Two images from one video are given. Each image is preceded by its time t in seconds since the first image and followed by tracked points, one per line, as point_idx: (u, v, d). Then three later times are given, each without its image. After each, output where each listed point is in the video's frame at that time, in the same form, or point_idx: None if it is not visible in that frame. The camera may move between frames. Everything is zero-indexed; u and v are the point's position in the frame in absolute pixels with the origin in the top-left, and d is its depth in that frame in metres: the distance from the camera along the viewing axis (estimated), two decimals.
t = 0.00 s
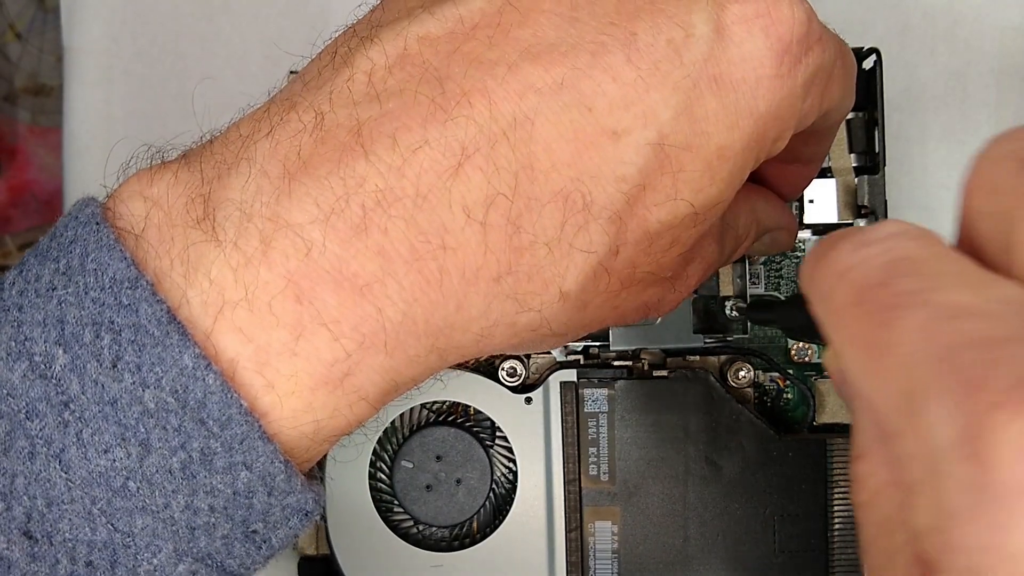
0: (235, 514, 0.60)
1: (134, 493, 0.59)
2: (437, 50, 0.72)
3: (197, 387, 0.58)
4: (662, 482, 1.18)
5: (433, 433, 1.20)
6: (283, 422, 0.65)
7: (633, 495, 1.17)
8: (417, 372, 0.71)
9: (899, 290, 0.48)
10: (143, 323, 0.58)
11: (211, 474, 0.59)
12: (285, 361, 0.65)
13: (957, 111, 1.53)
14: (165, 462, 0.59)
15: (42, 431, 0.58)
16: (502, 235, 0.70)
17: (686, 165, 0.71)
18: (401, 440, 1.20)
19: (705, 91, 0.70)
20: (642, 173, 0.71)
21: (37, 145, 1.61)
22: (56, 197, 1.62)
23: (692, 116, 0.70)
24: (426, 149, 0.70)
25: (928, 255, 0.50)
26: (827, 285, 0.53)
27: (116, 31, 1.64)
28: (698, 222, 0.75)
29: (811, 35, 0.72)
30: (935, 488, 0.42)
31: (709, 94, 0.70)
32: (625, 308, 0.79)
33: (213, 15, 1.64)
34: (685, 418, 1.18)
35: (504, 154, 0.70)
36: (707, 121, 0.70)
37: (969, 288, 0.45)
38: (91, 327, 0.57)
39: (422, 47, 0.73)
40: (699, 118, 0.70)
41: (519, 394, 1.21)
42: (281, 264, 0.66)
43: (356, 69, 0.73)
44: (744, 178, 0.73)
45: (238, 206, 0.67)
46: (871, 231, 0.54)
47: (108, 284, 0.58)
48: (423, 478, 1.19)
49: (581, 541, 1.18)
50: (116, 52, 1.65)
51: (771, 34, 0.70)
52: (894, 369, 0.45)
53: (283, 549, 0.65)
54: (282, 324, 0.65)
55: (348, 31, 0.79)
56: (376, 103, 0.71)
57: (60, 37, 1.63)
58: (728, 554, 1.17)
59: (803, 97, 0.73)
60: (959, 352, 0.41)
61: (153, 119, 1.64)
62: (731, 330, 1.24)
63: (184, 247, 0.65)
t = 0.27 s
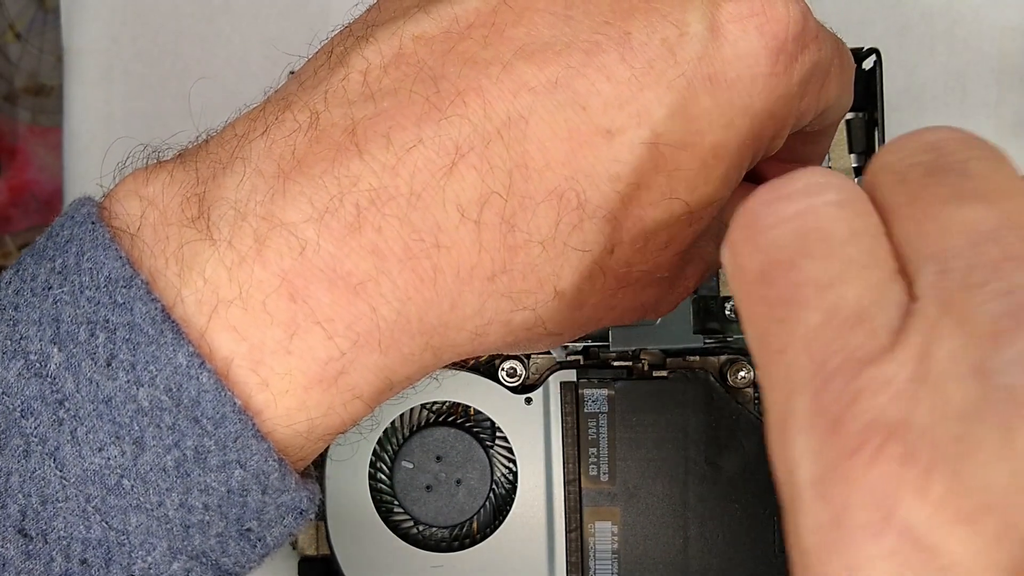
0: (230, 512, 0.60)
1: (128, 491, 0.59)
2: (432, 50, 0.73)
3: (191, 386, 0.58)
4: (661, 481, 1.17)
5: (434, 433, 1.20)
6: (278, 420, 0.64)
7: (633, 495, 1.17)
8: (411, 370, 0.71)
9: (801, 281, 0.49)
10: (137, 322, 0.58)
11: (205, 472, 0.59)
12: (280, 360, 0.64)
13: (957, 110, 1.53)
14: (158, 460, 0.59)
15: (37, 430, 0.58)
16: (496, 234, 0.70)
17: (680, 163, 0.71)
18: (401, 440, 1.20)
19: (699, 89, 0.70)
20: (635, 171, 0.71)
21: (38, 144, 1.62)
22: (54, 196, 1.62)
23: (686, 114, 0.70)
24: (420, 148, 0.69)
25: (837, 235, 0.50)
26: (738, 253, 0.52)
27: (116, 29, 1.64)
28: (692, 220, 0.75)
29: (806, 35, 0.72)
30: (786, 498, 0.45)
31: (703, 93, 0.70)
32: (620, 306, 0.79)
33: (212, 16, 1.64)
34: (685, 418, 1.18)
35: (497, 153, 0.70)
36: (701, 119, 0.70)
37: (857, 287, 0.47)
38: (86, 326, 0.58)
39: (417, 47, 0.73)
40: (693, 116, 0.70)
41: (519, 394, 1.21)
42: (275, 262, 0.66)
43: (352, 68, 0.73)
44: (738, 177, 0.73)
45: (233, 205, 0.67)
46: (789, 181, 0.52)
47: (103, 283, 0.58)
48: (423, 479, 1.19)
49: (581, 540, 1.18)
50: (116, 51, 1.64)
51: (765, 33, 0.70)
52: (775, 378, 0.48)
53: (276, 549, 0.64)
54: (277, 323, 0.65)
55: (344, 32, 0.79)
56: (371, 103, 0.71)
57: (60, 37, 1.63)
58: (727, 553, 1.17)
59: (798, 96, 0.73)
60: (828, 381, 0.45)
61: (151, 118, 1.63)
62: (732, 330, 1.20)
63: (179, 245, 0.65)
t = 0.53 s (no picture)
0: (223, 526, 0.60)
1: (123, 506, 0.59)
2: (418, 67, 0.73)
3: (183, 402, 0.59)
4: (662, 481, 1.18)
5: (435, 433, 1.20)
6: (268, 436, 0.64)
7: (633, 494, 1.17)
8: (402, 385, 0.71)
9: (830, 244, 0.50)
10: (130, 340, 0.58)
11: (198, 487, 0.59)
12: (270, 375, 0.65)
13: (956, 112, 1.53)
14: (152, 476, 0.59)
15: (33, 447, 0.58)
16: (483, 248, 0.70)
17: (666, 174, 0.71)
18: (401, 440, 1.20)
19: (683, 99, 0.69)
20: (621, 183, 0.71)
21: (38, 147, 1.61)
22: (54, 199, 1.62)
23: (670, 125, 0.70)
24: (405, 163, 0.69)
25: (873, 211, 0.51)
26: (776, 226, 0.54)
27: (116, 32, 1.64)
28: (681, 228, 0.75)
29: (790, 41, 0.71)
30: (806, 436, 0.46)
31: (687, 103, 0.69)
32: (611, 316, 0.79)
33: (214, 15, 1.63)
34: (685, 418, 1.18)
35: (481, 168, 0.70)
36: (686, 129, 0.70)
37: (880, 246, 0.48)
38: (80, 345, 0.58)
39: (402, 64, 0.73)
40: (677, 126, 0.70)
41: (519, 394, 1.21)
42: (263, 279, 0.66)
43: (339, 86, 0.73)
44: (725, 187, 0.73)
45: (223, 225, 0.67)
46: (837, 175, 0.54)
47: (97, 303, 0.59)
48: (422, 480, 1.19)
49: (581, 540, 1.18)
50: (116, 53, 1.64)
51: (747, 40, 0.70)
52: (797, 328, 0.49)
53: (271, 561, 0.65)
54: (267, 339, 0.65)
55: (331, 49, 0.79)
56: (357, 121, 0.71)
57: (60, 38, 1.62)
58: (727, 554, 1.17)
59: (785, 102, 0.73)
60: (839, 317, 0.46)
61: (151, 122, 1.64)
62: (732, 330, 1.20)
63: (169, 265, 0.66)
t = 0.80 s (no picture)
0: (213, 532, 0.61)
1: (111, 513, 0.59)
2: (405, 72, 0.72)
3: (171, 408, 0.59)
4: (662, 481, 1.17)
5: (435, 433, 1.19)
6: (258, 441, 0.64)
7: (633, 494, 1.17)
8: (391, 388, 0.71)
9: (829, 261, 0.47)
10: (117, 346, 0.58)
11: (187, 493, 0.59)
12: (259, 382, 0.64)
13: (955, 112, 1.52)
14: (141, 483, 0.59)
15: (20, 455, 0.57)
16: (472, 251, 0.70)
17: (655, 176, 0.71)
18: (401, 440, 1.20)
19: (672, 102, 0.69)
20: (610, 186, 0.71)
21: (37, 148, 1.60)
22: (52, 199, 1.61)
23: (659, 128, 0.69)
24: (394, 167, 0.69)
25: (864, 218, 0.49)
26: (766, 241, 0.52)
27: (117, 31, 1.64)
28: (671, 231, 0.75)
29: (781, 42, 0.71)
30: (847, 474, 0.42)
31: (677, 105, 0.69)
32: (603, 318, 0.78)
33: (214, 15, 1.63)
34: (685, 418, 1.18)
35: (470, 171, 0.70)
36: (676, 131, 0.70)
37: (890, 261, 0.45)
38: (68, 352, 0.58)
39: (391, 68, 0.73)
40: (667, 128, 0.69)
41: (520, 394, 1.21)
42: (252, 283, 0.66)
43: (328, 91, 0.73)
44: (715, 188, 0.73)
45: (211, 229, 0.67)
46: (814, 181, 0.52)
47: (84, 309, 0.59)
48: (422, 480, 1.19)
49: (581, 540, 1.18)
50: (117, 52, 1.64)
51: (737, 41, 0.69)
52: (814, 358, 0.45)
53: (263, 566, 0.65)
54: (255, 344, 0.65)
55: (321, 54, 0.79)
56: (345, 124, 0.71)
57: (60, 37, 1.62)
58: (728, 553, 1.17)
59: (776, 103, 0.72)
60: (868, 343, 0.42)
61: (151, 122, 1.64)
62: (732, 330, 1.20)
63: (157, 271, 0.65)
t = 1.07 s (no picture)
0: (175, 547, 0.65)
1: (72, 531, 0.64)
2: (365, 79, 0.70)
3: (129, 426, 0.64)
4: (662, 481, 1.17)
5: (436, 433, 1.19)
6: (216, 458, 0.66)
7: (633, 494, 1.17)
8: (353, 401, 0.71)
9: (875, 223, 0.52)
10: (78, 368, 0.64)
11: (146, 509, 0.64)
12: (216, 398, 0.66)
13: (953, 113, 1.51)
14: (101, 499, 0.64)
15: None
16: (429, 265, 0.70)
17: (615, 188, 0.70)
18: (401, 440, 1.20)
19: (628, 115, 0.67)
20: (569, 198, 0.70)
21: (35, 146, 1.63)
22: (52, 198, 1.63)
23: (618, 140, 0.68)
24: (353, 179, 0.68)
25: (910, 179, 0.53)
26: (808, 208, 0.56)
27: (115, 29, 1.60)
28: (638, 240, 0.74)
29: (746, 45, 0.67)
30: (882, 429, 0.50)
31: (635, 117, 0.67)
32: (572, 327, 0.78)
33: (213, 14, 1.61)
34: (684, 418, 1.17)
35: (428, 185, 0.69)
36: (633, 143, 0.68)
37: (932, 228, 0.51)
38: (32, 374, 0.64)
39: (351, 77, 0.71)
40: (625, 139, 0.68)
41: (520, 394, 1.20)
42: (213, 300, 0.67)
43: (289, 101, 0.72)
44: (678, 199, 0.72)
45: (170, 249, 0.68)
46: (856, 132, 0.55)
47: (49, 331, 0.65)
48: (423, 480, 1.19)
49: (582, 540, 1.17)
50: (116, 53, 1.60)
51: (696, 50, 0.66)
52: (854, 315, 0.53)
53: None
54: (212, 361, 0.67)
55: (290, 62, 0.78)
56: (303, 136, 0.70)
57: (60, 37, 1.63)
58: (729, 553, 1.16)
59: (744, 110, 0.70)
60: (906, 316, 0.49)
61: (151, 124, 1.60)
62: (732, 330, 1.20)
63: (118, 292, 0.67)
